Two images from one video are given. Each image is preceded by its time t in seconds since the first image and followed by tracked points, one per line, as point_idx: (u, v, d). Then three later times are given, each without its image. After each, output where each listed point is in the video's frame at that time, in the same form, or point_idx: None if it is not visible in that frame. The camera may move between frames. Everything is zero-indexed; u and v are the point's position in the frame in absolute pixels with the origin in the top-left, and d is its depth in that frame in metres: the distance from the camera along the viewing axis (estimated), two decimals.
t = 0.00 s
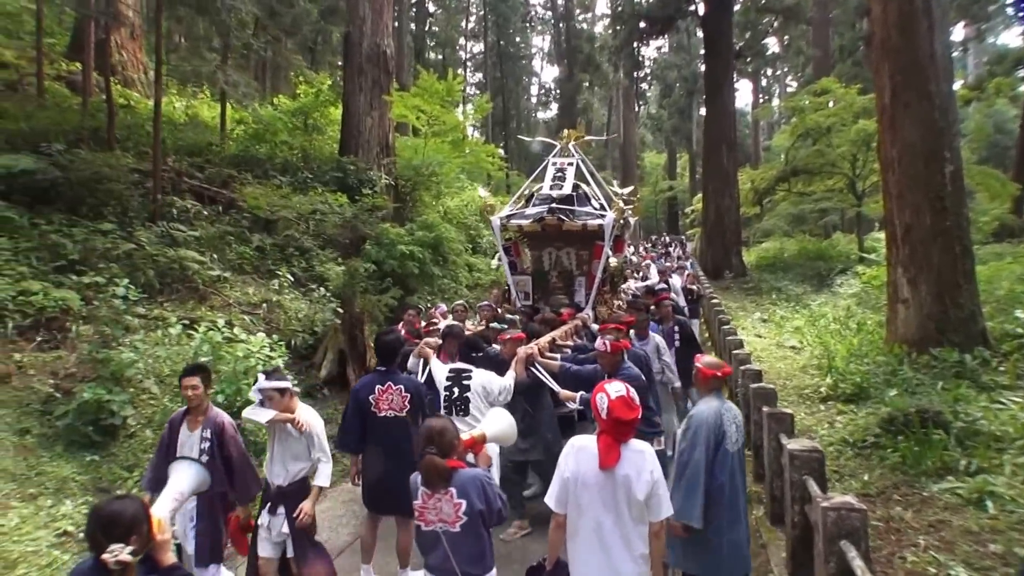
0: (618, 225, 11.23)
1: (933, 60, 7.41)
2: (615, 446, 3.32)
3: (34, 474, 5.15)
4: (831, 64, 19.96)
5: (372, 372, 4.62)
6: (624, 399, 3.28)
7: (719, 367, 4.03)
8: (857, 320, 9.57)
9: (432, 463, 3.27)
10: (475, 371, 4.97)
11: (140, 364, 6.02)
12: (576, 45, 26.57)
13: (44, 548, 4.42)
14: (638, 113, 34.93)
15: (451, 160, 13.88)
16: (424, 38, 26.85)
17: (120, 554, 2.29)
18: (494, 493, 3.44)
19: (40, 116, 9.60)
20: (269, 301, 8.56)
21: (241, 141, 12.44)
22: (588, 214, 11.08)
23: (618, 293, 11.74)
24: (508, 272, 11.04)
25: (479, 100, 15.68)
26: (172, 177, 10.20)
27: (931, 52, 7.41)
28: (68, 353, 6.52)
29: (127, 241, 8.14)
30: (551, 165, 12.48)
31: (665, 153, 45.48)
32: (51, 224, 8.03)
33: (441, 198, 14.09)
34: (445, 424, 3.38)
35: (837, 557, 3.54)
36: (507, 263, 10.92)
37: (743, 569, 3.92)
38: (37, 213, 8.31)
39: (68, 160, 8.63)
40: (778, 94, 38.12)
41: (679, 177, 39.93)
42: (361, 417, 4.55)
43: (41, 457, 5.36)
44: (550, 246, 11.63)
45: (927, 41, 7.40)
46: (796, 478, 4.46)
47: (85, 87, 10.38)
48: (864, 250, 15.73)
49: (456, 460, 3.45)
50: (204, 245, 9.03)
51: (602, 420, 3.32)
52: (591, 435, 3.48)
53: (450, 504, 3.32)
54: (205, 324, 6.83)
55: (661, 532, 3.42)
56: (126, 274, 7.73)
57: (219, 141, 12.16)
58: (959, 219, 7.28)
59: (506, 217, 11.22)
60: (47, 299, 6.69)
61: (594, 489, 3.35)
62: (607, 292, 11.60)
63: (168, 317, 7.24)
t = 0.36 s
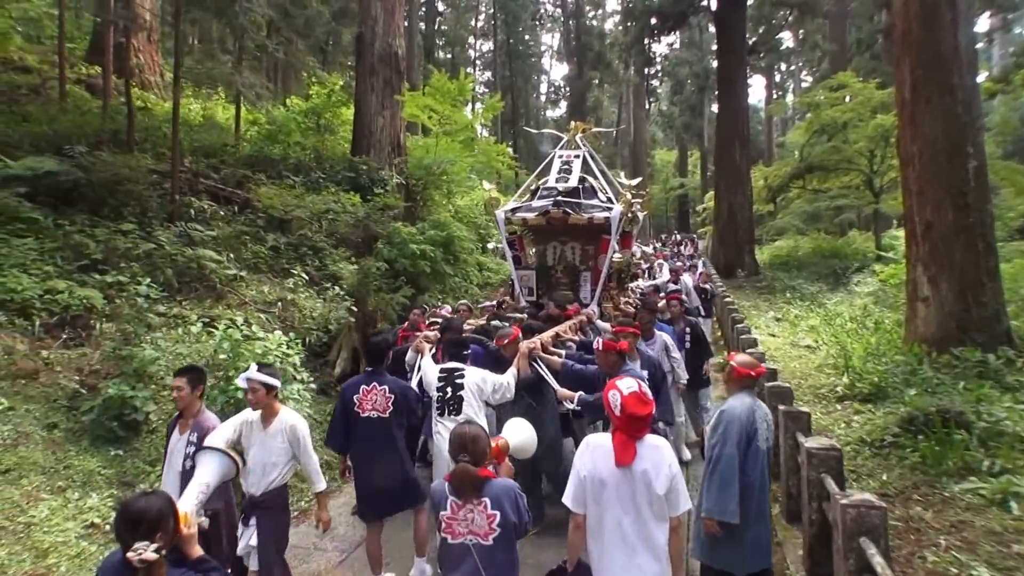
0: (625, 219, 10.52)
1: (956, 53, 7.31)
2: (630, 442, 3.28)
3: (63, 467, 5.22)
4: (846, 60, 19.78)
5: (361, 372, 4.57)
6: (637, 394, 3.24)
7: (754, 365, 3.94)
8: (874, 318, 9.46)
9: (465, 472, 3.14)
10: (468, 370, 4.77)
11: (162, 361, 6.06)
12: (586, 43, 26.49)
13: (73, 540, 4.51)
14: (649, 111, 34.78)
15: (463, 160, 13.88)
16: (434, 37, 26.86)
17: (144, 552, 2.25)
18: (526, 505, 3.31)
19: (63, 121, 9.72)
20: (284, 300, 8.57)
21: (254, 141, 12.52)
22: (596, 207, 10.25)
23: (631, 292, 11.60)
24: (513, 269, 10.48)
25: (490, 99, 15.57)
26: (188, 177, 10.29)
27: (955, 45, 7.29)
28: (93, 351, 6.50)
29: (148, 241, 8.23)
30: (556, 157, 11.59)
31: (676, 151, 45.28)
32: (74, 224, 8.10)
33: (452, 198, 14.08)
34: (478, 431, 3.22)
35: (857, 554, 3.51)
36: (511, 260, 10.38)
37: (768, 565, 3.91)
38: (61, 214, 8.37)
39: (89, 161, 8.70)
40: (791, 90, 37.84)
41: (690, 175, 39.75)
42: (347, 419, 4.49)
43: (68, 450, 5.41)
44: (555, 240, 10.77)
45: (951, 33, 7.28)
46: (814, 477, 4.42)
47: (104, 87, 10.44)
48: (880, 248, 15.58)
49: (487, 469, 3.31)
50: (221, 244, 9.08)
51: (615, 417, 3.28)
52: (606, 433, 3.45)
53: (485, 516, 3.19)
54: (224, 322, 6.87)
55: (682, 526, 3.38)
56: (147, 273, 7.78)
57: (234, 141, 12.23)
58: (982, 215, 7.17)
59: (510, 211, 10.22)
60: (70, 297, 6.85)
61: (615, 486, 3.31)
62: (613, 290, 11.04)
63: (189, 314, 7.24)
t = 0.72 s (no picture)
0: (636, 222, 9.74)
1: (963, 53, 7.30)
2: (670, 457, 3.16)
3: (75, 468, 5.37)
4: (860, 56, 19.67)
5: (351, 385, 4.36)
6: (675, 408, 3.12)
7: (767, 365, 3.98)
8: (886, 316, 9.44)
9: (459, 488, 2.95)
10: (468, 387, 4.35)
11: (175, 361, 6.20)
12: (599, 42, 26.52)
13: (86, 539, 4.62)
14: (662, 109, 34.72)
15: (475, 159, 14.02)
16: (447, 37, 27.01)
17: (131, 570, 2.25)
18: (526, 518, 3.12)
19: (76, 123, 9.94)
20: (297, 300, 8.72)
21: (268, 142, 12.71)
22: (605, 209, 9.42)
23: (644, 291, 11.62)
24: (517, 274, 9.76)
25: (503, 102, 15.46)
26: (201, 178, 10.48)
27: (962, 45, 7.30)
28: (105, 352, 6.70)
29: (160, 242, 8.40)
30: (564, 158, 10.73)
31: (689, 148, 45.18)
32: (86, 226, 8.29)
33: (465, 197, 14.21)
34: (475, 443, 2.99)
35: (864, 550, 3.54)
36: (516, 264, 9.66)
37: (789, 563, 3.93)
38: (73, 215, 8.58)
39: (101, 163, 8.87)
40: (804, 87, 37.66)
41: (704, 172, 39.69)
42: (338, 434, 4.31)
43: (80, 451, 5.60)
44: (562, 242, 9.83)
45: (957, 33, 7.30)
46: (824, 473, 4.44)
47: (117, 91, 10.60)
48: (893, 245, 15.50)
49: (485, 481, 3.10)
50: (234, 245, 9.26)
51: (654, 433, 3.14)
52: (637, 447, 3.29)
53: (483, 531, 3.02)
54: (238, 322, 7.03)
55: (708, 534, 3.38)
56: (160, 274, 7.96)
57: (248, 142, 12.42)
58: (990, 214, 7.16)
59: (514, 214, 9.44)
60: (83, 298, 7.04)
61: (656, 503, 3.16)
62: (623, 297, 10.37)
63: (201, 315, 7.42)
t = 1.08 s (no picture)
0: (639, 221, 9.58)
1: (966, 56, 7.32)
2: (692, 463, 3.09)
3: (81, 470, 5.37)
4: (867, 56, 19.66)
5: (329, 393, 4.21)
6: (699, 414, 3.06)
7: (766, 367, 4.05)
8: (892, 314, 9.45)
9: (419, 511, 2.64)
10: (455, 395, 3.96)
11: (182, 363, 6.31)
12: (606, 41, 26.55)
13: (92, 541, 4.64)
14: (670, 108, 34.70)
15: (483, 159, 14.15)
16: (455, 37, 27.09)
17: None
18: (498, 539, 2.79)
19: (84, 123, 10.07)
20: (305, 300, 8.83)
21: (277, 142, 12.84)
22: (608, 209, 9.35)
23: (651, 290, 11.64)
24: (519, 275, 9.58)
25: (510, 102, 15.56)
26: (209, 179, 10.62)
27: (964, 47, 7.31)
28: (112, 352, 6.80)
29: (167, 242, 8.53)
30: (568, 156, 10.44)
31: (697, 147, 45.15)
32: (93, 227, 8.42)
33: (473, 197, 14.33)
34: (437, 462, 2.69)
35: (866, 547, 3.58)
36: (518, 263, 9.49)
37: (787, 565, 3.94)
38: (80, 216, 8.73)
39: (108, 164, 9.01)
40: (811, 86, 37.61)
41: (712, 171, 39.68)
42: (311, 445, 4.18)
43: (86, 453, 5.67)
44: (565, 243, 9.87)
45: (959, 36, 7.31)
46: (828, 472, 4.47)
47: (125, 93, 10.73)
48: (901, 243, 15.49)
49: (452, 499, 2.80)
50: (243, 245, 9.40)
51: (677, 438, 3.05)
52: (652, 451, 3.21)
53: (447, 553, 2.67)
54: (246, 323, 7.14)
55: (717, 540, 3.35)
56: (167, 275, 8.14)
57: (256, 142, 12.56)
58: (993, 213, 7.18)
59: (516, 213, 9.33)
60: (90, 299, 7.13)
61: (676, 508, 3.09)
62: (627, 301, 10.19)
63: (210, 317, 7.57)
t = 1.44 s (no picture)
0: (637, 223, 9.13)
1: (962, 60, 7.35)
2: (689, 478, 3.15)
3: (81, 472, 5.31)
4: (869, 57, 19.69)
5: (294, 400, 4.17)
6: (689, 426, 3.17)
7: (766, 366, 4.11)
8: (893, 314, 9.48)
9: (391, 528, 2.49)
10: (423, 421, 3.69)
11: (185, 363, 6.39)
12: (609, 42, 26.60)
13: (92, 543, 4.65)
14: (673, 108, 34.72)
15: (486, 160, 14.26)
16: (459, 37, 27.18)
17: None
18: (477, 548, 2.73)
19: (85, 123, 10.22)
20: (309, 301, 8.90)
21: (281, 143, 12.93)
22: (604, 211, 8.89)
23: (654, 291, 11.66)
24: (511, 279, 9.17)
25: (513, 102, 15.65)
26: (213, 179, 10.71)
27: (960, 50, 7.35)
28: (114, 353, 6.84)
29: (170, 242, 8.61)
30: (563, 156, 10.40)
31: (701, 148, 45.18)
32: (96, 227, 8.50)
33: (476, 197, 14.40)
34: (408, 475, 2.60)
35: (862, 544, 3.60)
36: (511, 267, 9.11)
37: (788, 563, 3.98)
38: (83, 215, 8.82)
39: (111, 164, 9.07)
40: (814, 87, 37.63)
41: (716, 171, 39.70)
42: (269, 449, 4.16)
43: (87, 455, 5.60)
44: (561, 246, 9.46)
45: (956, 39, 7.35)
46: (825, 470, 4.51)
47: (128, 94, 10.83)
48: (903, 243, 15.49)
49: (426, 513, 2.74)
50: (246, 245, 9.48)
51: (679, 456, 3.08)
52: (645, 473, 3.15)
53: (424, 568, 2.56)
54: (250, 324, 7.23)
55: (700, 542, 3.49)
56: (170, 275, 8.19)
57: (259, 142, 12.66)
58: (990, 215, 7.20)
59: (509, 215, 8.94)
60: (92, 300, 7.18)
61: (692, 529, 3.06)
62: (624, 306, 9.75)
63: (213, 317, 7.64)
